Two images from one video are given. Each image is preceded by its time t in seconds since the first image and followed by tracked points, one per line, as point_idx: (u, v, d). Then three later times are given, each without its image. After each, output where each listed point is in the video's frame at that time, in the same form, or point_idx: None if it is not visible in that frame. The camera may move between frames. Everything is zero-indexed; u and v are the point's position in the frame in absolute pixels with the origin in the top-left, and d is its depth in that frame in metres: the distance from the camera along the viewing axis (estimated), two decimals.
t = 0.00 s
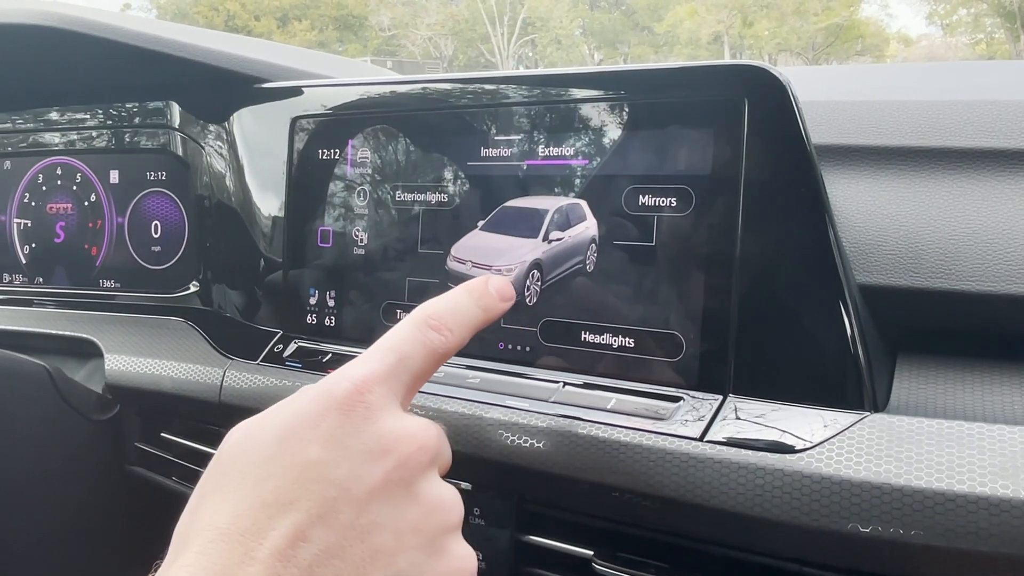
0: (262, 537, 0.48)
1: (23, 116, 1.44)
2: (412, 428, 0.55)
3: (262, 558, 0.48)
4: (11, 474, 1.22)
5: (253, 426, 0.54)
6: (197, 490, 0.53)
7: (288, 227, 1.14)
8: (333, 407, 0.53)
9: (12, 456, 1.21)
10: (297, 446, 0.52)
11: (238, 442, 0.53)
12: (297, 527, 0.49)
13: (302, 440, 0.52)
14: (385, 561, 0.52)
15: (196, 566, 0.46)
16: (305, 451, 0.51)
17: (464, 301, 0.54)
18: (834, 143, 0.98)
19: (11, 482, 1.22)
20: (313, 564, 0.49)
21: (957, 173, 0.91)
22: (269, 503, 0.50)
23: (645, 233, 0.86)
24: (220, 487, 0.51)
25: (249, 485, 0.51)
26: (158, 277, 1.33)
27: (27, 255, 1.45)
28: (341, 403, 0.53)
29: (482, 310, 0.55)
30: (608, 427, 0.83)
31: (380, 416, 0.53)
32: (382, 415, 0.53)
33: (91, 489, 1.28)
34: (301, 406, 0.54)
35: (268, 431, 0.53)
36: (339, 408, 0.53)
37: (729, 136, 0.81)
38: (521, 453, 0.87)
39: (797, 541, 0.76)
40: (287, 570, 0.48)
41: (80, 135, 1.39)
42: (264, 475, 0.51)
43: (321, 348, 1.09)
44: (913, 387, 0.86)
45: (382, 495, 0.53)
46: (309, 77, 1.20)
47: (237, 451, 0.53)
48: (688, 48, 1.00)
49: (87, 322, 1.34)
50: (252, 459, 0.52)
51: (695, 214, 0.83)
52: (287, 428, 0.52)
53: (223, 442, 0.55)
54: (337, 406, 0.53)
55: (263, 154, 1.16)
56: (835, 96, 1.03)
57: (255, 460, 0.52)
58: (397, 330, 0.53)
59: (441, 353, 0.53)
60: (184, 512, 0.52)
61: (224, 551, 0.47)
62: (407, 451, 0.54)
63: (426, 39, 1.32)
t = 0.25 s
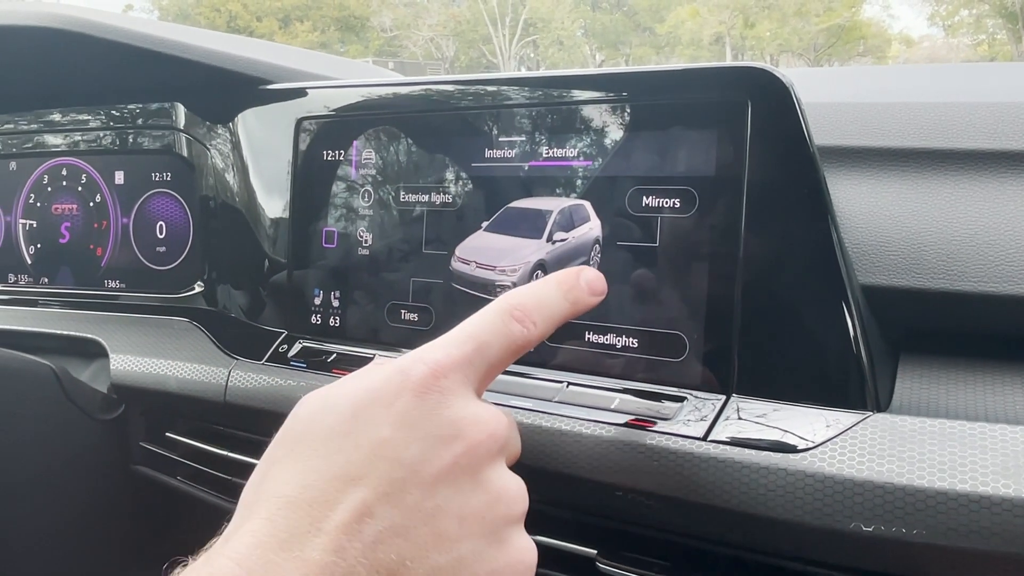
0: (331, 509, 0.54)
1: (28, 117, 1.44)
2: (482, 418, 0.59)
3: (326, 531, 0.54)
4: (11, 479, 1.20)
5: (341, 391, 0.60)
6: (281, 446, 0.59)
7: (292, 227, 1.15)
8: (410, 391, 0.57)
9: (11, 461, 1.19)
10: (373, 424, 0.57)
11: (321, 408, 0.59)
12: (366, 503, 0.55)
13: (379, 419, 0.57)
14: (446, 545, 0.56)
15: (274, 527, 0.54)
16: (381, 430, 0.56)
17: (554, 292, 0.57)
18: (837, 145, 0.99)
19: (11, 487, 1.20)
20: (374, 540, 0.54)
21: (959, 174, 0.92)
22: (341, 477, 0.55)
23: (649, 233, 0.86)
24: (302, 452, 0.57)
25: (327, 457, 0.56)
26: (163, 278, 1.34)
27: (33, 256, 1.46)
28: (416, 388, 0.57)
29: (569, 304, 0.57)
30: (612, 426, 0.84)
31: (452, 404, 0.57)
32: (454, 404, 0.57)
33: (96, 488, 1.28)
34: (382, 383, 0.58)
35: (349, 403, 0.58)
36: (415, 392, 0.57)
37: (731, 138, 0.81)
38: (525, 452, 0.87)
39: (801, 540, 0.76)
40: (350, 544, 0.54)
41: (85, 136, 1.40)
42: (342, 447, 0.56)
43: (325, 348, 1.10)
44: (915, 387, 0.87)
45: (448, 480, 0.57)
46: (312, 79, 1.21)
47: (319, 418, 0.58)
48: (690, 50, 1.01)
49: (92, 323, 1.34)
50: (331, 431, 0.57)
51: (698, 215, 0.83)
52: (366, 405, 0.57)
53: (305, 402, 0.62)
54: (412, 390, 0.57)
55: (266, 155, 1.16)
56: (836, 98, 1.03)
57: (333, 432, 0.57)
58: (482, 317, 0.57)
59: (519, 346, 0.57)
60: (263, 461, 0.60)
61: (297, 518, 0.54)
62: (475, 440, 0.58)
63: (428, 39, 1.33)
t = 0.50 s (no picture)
0: (361, 485, 0.55)
1: (31, 118, 1.45)
2: (514, 402, 0.58)
3: (353, 503, 0.55)
4: (12, 482, 1.19)
5: (383, 364, 0.60)
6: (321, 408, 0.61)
7: (294, 229, 1.15)
8: (443, 372, 0.56)
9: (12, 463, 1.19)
10: (407, 402, 0.57)
11: (365, 377, 0.60)
12: (394, 480, 0.55)
13: (413, 399, 0.57)
14: (472, 527, 0.56)
15: (306, 495, 0.55)
16: (415, 409, 0.56)
17: (594, 282, 0.57)
18: (836, 146, 0.99)
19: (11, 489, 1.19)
20: (400, 518, 0.55)
21: (958, 176, 0.93)
22: (373, 453, 0.56)
23: (649, 235, 0.87)
24: (340, 422, 0.58)
25: (360, 432, 0.57)
26: (166, 279, 1.35)
27: (36, 257, 1.47)
28: (450, 369, 0.56)
29: (605, 294, 0.57)
30: (613, 427, 0.84)
31: (485, 386, 0.56)
32: (487, 386, 0.56)
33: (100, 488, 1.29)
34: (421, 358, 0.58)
35: (387, 378, 0.58)
36: (450, 373, 0.56)
37: (731, 140, 0.82)
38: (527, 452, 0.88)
39: (801, 540, 0.77)
40: (376, 519, 0.54)
41: (87, 137, 1.40)
42: (376, 424, 0.57)
43: (327, 348, 1.10)
44: (915, 387, 0.87)
45: (478, 462, 0.56)
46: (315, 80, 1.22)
47: (358, 391, 0.59)
48: (691, 52, 1.02)
49: (97, 324, 1.35)
50: (368, 405, 0.58)
51: (699, 217, 0.84)
52: (402, 382, 0.57)
53: (350, 369, 0.63)
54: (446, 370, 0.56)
55: (268, 157, 1.17)
56: (835, 100, 1.04)
57: (370, 405, 0.58)
58: (526, 296, 0.57)
59: (556, 332, 0.56)
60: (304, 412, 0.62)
61: (325, 492, 0.55)
62: (507, 424, 0.57)
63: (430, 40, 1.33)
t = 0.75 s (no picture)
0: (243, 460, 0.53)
1: (32, 120, 1.45)
2: (375, 385, 0.62)
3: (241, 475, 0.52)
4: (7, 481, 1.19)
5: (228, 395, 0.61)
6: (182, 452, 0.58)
7: (295, 230, 1.15)
8: (298, 369, 0.61)
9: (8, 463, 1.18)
10: (275, 400, 0.58)
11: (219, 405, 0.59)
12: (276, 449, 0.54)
13: (271, 395, 0.59)
14: (349, 480, 0.55)
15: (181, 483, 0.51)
16: (281, 402, 0.58)
17: (390, 305, 0.66)
18: (835, 148, 1.00)
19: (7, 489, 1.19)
20: (286, 476, 0.53)
21: (956, 178, 0.93)
22: (251, 434, 0.55)
23: (649, 236, 0.87)
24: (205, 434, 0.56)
25: (231, 428, 0.56)
26: (167, 280, 1.35)
27: (37, 258, 1.47)
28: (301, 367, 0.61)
29: (406, 315, 0.66)
30: (613, 428, 0.85)
31: (343, 378, 0.61)
32: (342, 376, 0.61)
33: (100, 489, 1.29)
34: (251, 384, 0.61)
35: (246, 393, 0.59)
36: (281, 374, 0.60)
37: (731, 141, 0.82)
38: (527, 454, 0.88)
39: (801, 541, 0.77)
40: (263, 480, 0.52)
41: (89, 139, 1.41)
42: (247, 420, 0.57)
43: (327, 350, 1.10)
44: (914, 389, 0.87)
45: (352, 430, 0.58)
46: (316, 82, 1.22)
47: (215, 411, 0.59)
48: (691, 53, 1.03)
49: (98, 325, 1.35)
50: (235, 413, 0.58)
51: (698, 219, 0.84)
52: (267, 389, 0.59)
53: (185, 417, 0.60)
54: (271, 377, 0.61)
55: (269, 158, 1.17)
56: (834, 102, 1.04)
57: (238, 411, 0.58)
58: (343, 331, 0.65)
59: (382, 342, 0.64)
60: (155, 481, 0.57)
61: (200, 468, 0.52)
62: (373, 398, 0.60)
63: (431, 41, 1.34)
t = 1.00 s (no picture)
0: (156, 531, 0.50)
1: (32, 122, 1.46)
2: (297, 419, 0.59)
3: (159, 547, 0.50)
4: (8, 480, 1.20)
5: (130, 435, 0.56)
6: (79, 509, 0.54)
7: (294, 232, 1.15)
8: (216, 402, 0.56)
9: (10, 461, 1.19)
10: (185, 447, 0.54)
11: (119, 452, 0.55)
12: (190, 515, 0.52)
13: (185, 439, 0.55)
14: (275, 535, 0.55)
15: (94, 564, 0.48)
16: (194, 451, 0.54)
17: (302, 304, 0.61)
18: (834, 150, 1.00)
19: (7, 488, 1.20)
20: (206, 543, 0.51)
21: (954, 180, 0.93)
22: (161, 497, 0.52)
23: (648, 238, 0.87)
24: (109, 493, 0.53)
25: (139, 488, 0.52)
26: (167, 282, 1.35)
27: (37, 260, 1.47)
28: (218, 400, 0.57)
29: (321, 314, 0.61)
30: (612, 429, 0.85)
31: (265, 410, 0.57)
32: (263, 407, 0.57)
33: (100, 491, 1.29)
34: (160, 420, 0.56)
35: (153, 437, 0.55)
36: (196, 413, 0.56)
37: (731, 142, 0.82)
38: (526, 455, 0.88)
39: (800, 542, 0.77)
40: (183, 552, 0.50)
41: (89, 140, 1.41)
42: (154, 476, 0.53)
43: (327, 352, 1.10)
44: (913, 390, 0.88)
45: (272, 478, 0.57)
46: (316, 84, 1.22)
47: (117, 461, 0.54)
48: (691, 53, 1.03)
49: (98, 327, 1.35)
50: (140, 465, 0.54)
51: (697, 220, 0.84)
52: (176, 433, 0.55)
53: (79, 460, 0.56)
54: (185, 414, 0.56)
55: (269, 159, 1.17)
56: (833, 104, 1.05)
57: (143, 464, 0.54)
58: (251, 345, 0.59)
59: (299, 351, 0.59)
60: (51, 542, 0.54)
61: (125, 537, 0.49)
62: (295, 437, 0.59)
63: (431, 42, 1.34)
